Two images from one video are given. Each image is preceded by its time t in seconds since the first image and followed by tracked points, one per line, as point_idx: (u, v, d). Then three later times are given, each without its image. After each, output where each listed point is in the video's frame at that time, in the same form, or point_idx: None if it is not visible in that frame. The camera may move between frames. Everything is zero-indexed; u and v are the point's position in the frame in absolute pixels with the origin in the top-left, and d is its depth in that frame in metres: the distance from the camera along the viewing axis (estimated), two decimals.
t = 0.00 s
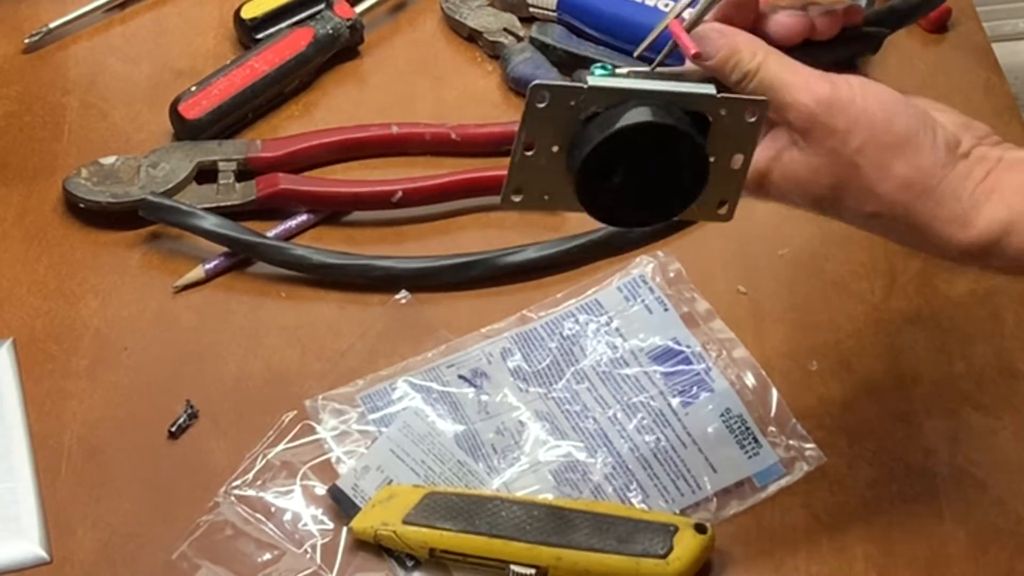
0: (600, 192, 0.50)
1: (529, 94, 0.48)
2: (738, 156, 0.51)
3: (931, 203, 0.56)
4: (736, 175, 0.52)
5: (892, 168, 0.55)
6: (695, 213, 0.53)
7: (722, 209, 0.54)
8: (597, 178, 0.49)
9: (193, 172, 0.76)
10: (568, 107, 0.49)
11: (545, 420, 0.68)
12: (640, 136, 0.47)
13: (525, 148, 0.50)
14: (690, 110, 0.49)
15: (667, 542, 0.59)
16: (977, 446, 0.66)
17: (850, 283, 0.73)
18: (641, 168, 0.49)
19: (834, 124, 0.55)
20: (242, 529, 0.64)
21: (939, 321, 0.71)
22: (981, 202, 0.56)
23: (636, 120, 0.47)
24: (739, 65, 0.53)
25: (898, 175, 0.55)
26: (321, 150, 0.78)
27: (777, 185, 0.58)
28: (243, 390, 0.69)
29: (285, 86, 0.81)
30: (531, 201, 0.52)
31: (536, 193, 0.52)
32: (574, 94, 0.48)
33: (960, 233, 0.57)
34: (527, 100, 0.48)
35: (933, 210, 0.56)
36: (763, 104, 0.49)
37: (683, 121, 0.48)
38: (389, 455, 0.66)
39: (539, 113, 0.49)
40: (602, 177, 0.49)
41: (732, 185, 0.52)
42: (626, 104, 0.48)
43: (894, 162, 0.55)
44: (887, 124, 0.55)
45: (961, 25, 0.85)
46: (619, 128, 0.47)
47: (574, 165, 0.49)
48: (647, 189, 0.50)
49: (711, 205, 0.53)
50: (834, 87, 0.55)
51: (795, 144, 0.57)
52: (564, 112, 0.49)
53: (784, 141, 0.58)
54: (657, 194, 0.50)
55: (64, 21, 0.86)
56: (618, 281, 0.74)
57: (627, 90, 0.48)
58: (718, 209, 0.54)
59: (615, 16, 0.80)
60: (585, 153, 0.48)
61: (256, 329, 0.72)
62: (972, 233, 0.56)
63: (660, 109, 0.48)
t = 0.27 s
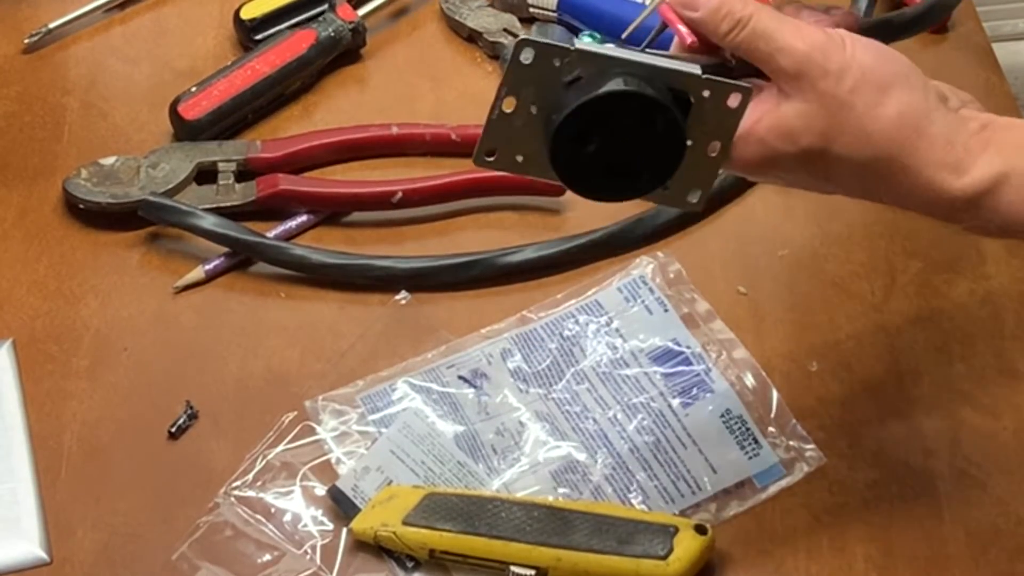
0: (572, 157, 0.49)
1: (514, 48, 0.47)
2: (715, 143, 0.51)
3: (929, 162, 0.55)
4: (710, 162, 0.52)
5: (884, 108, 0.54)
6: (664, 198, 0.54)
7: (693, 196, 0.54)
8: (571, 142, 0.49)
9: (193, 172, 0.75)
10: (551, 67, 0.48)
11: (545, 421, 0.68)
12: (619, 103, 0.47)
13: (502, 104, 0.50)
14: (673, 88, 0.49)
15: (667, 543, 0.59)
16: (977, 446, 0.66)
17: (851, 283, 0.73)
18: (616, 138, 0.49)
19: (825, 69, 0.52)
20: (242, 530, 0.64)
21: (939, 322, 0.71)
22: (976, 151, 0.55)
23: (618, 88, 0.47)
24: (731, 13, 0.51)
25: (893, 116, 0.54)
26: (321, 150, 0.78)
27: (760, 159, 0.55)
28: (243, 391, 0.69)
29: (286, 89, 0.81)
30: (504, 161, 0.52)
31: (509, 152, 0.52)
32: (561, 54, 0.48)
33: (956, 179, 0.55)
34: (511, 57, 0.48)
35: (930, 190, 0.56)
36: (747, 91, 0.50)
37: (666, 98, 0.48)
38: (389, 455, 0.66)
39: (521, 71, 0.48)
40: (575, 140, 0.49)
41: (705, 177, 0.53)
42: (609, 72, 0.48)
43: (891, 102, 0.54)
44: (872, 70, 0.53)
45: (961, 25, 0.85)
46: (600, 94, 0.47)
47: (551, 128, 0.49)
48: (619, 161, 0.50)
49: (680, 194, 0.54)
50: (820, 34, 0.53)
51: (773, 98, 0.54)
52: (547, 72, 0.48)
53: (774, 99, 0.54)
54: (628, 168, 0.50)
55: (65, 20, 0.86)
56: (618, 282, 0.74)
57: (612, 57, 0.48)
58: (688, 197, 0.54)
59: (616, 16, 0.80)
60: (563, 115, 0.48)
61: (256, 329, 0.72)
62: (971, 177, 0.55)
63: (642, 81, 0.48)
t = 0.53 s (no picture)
0: (565, 150, 0.49)
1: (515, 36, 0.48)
2: (709, 145, 0.51)
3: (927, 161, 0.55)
4: (703, 165, 0.52)
5: (882, 107, 0.54)
6: (656, 200, 0.53)
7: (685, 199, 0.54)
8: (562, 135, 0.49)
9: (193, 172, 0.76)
10: (551, 58, 0.49)
11: (545, 420, 0.68)
12: (615, 98, 0.47)
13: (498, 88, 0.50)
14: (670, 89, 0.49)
15: (667, 543, 0.59)
16: (977, 446, 0.66)
17: (851, 283, 0.73)
18: (610, 135, 0.48)
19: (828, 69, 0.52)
20: (242, 530, 0.64)
21: (939, 322, 0.71)
22: (971, 151, 0.55)
23: (614, 82, 0.47)
24: (734, 13, 0.51)
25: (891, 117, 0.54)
26: (321, 150, 0.78)
27: (758, 160, 0.55)
28: (243, 390, 0.69)
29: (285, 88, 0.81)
30: (499, 151, 0.52)
31: (504, 141, 0.52)
32: (561, 45, 0.48)
33: (951, 178, 0.55)
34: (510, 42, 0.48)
35: (929, 190, 0.56)
36: (743, 96, 0.50)
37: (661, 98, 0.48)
38: (389, 455, 0.66)
39: (518, 58, 0.49)
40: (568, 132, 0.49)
41: (697, 177, 0.52)
42: (608, 67, 0.48)
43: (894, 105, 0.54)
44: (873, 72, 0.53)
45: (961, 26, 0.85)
46: (596, 86, 0.47)
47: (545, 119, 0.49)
48: (611, 157, 0.49)
49: (672, 195, 0.53)
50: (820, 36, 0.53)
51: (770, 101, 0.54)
52: (545, 61, 0.49)
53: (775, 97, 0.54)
54: (620, 166, 0.50)
55: (64, 24, 0.86)
56: (618, 281, 0.74)
57: (611, 53, 0.48)
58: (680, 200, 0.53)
59: (615, 16, 0.80)
60: (557, 105, 0.48)
61: (256, 330, 0.72)
62: (967, 175, 0.55)
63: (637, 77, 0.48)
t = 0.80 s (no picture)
0: (561, 251, 0.51)
1: (478, 165, 0.51)
2: (698, 202, 0.53)
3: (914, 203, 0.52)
4: (699, 219, 0.54)
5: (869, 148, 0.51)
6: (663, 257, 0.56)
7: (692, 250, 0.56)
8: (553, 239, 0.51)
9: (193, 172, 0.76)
10: (518, 172, 0.51)
11: (545, 420, 0.68)
12: (592, 195, 0.50)
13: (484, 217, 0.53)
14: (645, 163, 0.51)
15: (667, 543, 0.59)
16: (977, 446, 0.66)
17: (851, 283, 0.73)
18: (597, 227, 0.51)
19: (803, 138, 0.51)
20: (242, 529, 0.64)
21: (939, 322, 0.71)
22: (959, 199, 0.52)
23: (586, 179, 0.49)
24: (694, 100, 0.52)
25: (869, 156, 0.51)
26: (321, 150, 0.78)
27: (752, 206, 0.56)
28: (243, 390, 0.69)
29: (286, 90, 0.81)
30: (496, 257, 0.55)
31: (499, 245, 0.54)
32: (523, 159, 0.51)
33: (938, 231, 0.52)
34: (478, 167, 0.51)
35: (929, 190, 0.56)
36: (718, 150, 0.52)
37: (637, 180, 0.50)
38: (389, 455, 0.66)
39: (490, 181, 0.52)
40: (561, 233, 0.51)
41: (694, 230, 0.55)
42: (578, 163, 0.50)
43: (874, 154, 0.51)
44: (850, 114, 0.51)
45: (961, 25, 0.85)
46: (570, 187, 0.50)
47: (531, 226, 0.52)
48: (610, 243, 0.51)
49: (677, 249, 0.56)
50: (783, 90, 0.51)
51: (745, 155, 0.54)
52: (518, 175, 0.51)
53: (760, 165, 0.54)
54: (622, 247, 0.52)
55: (63, 29, 0.86)
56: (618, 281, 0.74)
57: (573, 150, 0.50)
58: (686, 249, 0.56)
59: (616, 15, 0.80)
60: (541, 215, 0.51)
61: (256, 330, 0.72)
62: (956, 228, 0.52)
63: (610, 167, 0.50)
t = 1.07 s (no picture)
0: (562, 349, 0.54)
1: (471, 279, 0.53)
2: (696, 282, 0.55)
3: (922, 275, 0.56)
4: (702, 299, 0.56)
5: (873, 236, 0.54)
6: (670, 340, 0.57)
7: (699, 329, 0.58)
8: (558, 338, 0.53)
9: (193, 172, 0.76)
10: (511, 280, 0.53)
11: (545, 420, 0.68)
12: (591, 295, 0.52)
13: (486, 328, 0.54)
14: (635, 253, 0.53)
15: (667, 543, 0.59)
16: (977, 446, 0.65)
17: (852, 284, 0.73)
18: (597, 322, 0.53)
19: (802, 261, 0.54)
20: (242, 529, 0.64)
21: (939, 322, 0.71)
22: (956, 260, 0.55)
23: (584, 279, 0.51)
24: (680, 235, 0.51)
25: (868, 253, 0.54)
26: (321, 150, 0.78)
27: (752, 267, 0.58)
28: (243, 391, 0.69)
29: (286, 91, 0.81)
30: (505, 367, 0.56)
31: (507, 357, 0.56)
32: (515, 268, 0.52)
33: (949, 302, 0.56)
34: (470, 284, 0.53)
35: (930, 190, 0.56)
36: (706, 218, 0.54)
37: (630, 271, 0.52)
38: (389, 455, 0.66)
39: (486, 293, 0.53)
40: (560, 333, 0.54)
41: (696, 310, 0.56)
42: (573, 264, 0.52)
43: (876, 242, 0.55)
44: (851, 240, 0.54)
45: (961, 25, 0.85)
46: (569, 286, 0.52)
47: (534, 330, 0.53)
48: (611, 338, 0.54)
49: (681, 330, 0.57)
50: (798, 229, 0.54)
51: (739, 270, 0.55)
52: (514, 284, 0.53)
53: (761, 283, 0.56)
54: (623, 341, 0.54)
55: (63, 20, 0.87)
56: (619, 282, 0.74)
57: (567, 253, 0.52)
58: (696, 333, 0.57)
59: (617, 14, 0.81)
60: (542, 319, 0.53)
61: (256, 329, 0.72)
62: (967, 297, 0.56)
63: (605, 264, 0.52)
